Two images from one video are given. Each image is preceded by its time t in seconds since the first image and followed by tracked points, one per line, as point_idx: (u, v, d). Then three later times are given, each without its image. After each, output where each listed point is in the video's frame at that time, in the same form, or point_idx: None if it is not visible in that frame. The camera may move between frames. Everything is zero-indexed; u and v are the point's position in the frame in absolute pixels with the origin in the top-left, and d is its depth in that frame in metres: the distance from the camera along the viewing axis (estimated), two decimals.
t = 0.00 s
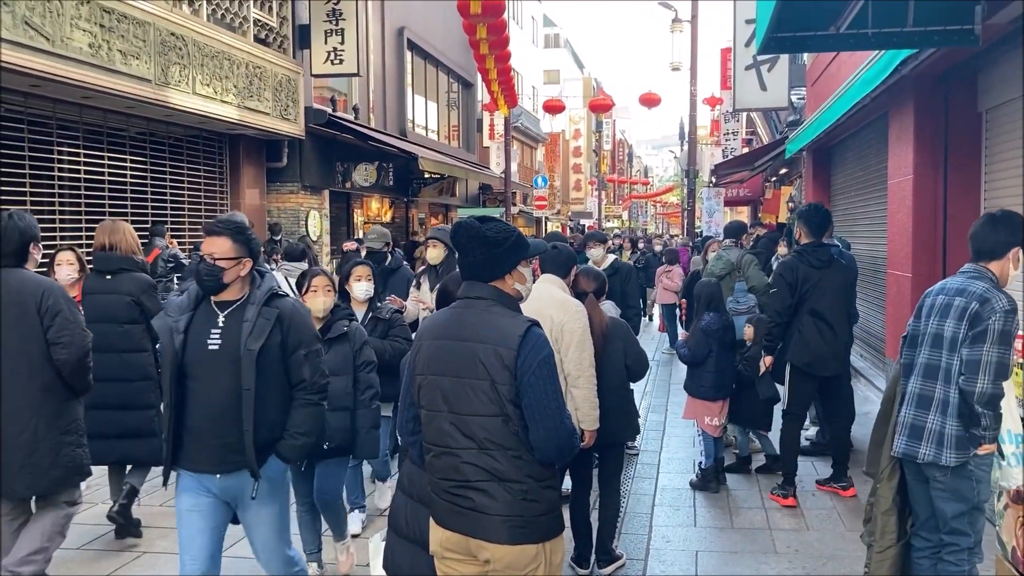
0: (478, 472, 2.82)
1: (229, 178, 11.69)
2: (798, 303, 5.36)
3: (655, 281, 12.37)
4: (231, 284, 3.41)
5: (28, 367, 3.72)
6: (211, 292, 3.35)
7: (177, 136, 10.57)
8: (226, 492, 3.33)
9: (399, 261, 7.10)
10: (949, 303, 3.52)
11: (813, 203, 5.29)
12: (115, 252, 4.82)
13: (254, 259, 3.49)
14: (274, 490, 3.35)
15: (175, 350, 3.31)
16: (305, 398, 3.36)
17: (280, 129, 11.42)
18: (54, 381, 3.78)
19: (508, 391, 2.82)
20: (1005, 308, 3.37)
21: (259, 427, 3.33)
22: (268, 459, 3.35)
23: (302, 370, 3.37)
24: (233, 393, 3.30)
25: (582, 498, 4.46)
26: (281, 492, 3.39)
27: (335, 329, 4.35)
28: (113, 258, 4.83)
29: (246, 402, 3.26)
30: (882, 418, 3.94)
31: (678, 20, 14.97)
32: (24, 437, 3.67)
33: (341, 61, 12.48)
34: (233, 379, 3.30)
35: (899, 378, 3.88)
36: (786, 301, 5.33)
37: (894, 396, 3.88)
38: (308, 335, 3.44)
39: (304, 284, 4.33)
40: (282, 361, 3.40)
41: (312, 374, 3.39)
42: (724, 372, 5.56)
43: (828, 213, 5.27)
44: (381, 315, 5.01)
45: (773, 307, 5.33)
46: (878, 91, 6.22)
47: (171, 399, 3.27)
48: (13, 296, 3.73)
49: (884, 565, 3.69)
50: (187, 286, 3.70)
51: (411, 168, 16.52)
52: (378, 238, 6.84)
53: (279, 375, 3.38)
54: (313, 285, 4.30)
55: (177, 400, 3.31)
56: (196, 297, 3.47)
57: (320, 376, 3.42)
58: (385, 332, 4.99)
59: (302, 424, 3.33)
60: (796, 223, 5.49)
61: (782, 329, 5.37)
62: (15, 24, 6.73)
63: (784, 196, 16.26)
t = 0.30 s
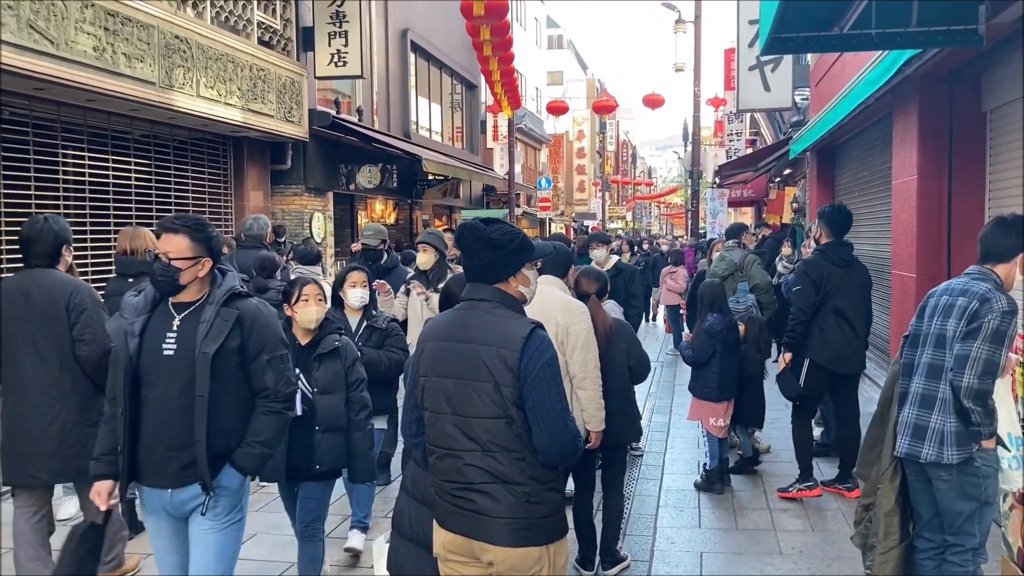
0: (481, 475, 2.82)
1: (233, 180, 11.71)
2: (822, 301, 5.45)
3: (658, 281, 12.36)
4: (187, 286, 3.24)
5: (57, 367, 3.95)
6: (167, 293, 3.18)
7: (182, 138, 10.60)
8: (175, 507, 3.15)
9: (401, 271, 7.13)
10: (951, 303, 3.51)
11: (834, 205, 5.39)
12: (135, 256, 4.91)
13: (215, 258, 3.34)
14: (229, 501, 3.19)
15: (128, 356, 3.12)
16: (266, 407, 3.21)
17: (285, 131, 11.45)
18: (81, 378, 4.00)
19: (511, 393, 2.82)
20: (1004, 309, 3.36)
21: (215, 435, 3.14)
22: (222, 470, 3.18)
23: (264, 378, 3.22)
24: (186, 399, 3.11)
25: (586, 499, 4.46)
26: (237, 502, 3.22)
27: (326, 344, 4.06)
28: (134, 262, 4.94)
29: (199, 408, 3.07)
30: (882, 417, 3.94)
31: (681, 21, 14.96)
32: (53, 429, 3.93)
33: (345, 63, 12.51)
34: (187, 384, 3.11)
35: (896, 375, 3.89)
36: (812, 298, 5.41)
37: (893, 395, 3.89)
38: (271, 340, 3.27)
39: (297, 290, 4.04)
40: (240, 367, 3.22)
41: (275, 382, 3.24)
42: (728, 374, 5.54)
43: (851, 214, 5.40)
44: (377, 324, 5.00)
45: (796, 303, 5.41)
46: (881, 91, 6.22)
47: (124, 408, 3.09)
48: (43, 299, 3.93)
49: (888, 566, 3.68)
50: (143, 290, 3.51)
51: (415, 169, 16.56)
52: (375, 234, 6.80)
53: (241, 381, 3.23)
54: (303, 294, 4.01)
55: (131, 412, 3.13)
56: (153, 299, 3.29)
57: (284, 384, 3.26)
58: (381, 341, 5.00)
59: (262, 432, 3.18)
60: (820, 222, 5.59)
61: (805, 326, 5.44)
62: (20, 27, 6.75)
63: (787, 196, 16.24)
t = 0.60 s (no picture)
0: (483, 474, 2.81)
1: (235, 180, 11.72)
2: (828, 297, 5.42)
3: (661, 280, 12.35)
4: (159, 298, 3.01)
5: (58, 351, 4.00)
6: (135, 304, 2.95)
7: (184, 139, 10.61)
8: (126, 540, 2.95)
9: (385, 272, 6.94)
10: (951, 302, 3.50)
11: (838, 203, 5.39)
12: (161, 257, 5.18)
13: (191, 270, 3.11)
14: (185, 540, 2.98)
15: (89, 369, 2.93)
16: (235, 437, 2.98)
17: (287, 131, 11.46)
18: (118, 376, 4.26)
19: (512, 393, 2.81)
20: (1008, 308, 3.37)
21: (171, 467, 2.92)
22: (179, 504, 2.97)
23: (233, 407, 2.99)
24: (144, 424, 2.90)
25: (589, 499, 4.44)
26: (195, 540, 3.02)
27: (305, 345, 3.76)
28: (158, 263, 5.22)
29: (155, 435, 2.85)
30: (882, 416, 3.92)
31: (683, 20, 14.94)
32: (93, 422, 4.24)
33: (347, 63, 12.51)
34: (144, 411, 2.90)
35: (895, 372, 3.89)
36: (819, 297, 5.39)
37: (892, 394, 3.88)
38: (243, 363, 3.04)
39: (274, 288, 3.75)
40: (205, 391, 3.00)
41: (247, 412, 3.01)
42: (730, 373, 5.53)
43: (854, 212, 5.39)
44: (368, 328, 4.80)
45: (807, 300, 5.40)
46: (883, 89, 6.21)
47: (82, 426, 2.90)
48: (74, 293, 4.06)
49: (893, 566, 3.65)
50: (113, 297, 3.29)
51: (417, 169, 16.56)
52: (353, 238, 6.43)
53: (208, 407, 3.00)
54: (279, 292, 3.71)
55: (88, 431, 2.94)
56: (122, 309, 3.09)
57: (255, 413, 3.04)
58: (372, 347, 4.79)
59: (225, 466, 2.95)
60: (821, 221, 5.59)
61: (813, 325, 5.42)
62: (22, 28, 6.76)
63: (789, 195, 16.21)
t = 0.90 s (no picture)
0: (486, 475, 2.81)
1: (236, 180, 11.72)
2: (827, 298, 5.42)
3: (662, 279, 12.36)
4: (129, 295, 2.85)
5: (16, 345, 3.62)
6: (98, 305, 2.78)
7: (185, 139, 10.62)
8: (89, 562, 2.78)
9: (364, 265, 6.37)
10: (954, 300, 3.50)
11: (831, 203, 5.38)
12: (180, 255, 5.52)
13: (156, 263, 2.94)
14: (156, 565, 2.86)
15: (41, 379, 2.75)
16: (205, 452, 2.81)
17: (288, 132, 11.46)
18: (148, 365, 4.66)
19: (515, 394, 2.81)
20: (1011, 304, 3.39)
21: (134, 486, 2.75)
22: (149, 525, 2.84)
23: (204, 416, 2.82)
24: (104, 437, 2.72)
25: (591, 498, 4.43)
26: (164, 565, 2.90)
27: (270, 353, 3.53)
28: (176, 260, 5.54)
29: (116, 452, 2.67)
30: (886, 415, 3.90)
31: (684, 19, 14.93)
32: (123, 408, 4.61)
33: (348, 63, 12.51)
34: (102, 425, 2.72)
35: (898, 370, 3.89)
36: (818, 298, 5.38)
37: (896, 392, 3.87)
38: (212, 367, 2.86)
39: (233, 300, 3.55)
40: (172, 401, 2.82)
41: (218, 422, 2.84)
42: (731, 373, 5.53)
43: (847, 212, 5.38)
44: (352, 340, 4.35)
45: (806, 303, 5.38)
46: (885, 87, 6.20)
47: (33, 441, 2.73)
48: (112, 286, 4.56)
49: (898, 566, 3.66)
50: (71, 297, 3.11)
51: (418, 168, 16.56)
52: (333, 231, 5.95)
53: (175, 421, 2.83)
54: (238, 301, 3.54)
55: (44, 445, 2.77)
56: (80, 310, 2.93)
57: (226, 424, 2.86)
58: (357, 360, 4.33)
59: (196, 484, 2.77)
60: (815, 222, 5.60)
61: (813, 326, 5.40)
62: (23, 29, 6.78)
63: (791, 194, 16.20)
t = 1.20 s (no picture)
0: (491, 474, 2.81)
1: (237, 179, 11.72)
2: (827, 298, 5.43)
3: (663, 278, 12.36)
4: (39, 312, 2.58)
5: None
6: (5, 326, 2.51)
7: (187, 138, 10.62)
8: None
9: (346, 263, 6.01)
10: (964, 299, 3.49)
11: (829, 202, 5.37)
12: (188, 252, 5.59)
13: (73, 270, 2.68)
14: None
15: None
16: (149, 475, 2.65)
17: (290, 130, 11.47)
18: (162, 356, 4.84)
19: (521, 393, 2.81)
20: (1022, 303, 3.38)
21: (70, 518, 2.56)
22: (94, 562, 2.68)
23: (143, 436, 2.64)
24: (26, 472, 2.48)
25: (592, 497, 4.42)
26: None
27: (246, 365, 3.33)
28: (186, 257, 5.60)
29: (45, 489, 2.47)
30: (891, 411, 3.90)
31: (685, 17, 14.92)
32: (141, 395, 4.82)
33: (349, 62, 12.50)
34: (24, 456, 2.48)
35: (903, 366, 3.89)
36: (818, 298, 5.38)
37: (901, 388, 3.88)
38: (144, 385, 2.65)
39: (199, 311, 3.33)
40: (105, 423, 2.61)
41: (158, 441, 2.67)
42: (733, 370, 5.52)
43: (844, 211, 5.40)
44: (332, 337, 4.23)
45: (807, 303, 5.38)
46: (888, 84, 6.20)
47: None
48: (133, 288, 4.68)
49: (905, 562, 3.67)
50: None
51: (419, 167, 16.56)
52: (321, 235, 5.84)
53: (109, 443, 2.63)
54: (211, 309, 3.31)
55: None
56: None
57: (168, 443, 2.70)
58: (338, 358, 4.26)
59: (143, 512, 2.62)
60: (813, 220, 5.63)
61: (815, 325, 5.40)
62: (25, 28, 6.78)
63: (792, 192, 16.21)
